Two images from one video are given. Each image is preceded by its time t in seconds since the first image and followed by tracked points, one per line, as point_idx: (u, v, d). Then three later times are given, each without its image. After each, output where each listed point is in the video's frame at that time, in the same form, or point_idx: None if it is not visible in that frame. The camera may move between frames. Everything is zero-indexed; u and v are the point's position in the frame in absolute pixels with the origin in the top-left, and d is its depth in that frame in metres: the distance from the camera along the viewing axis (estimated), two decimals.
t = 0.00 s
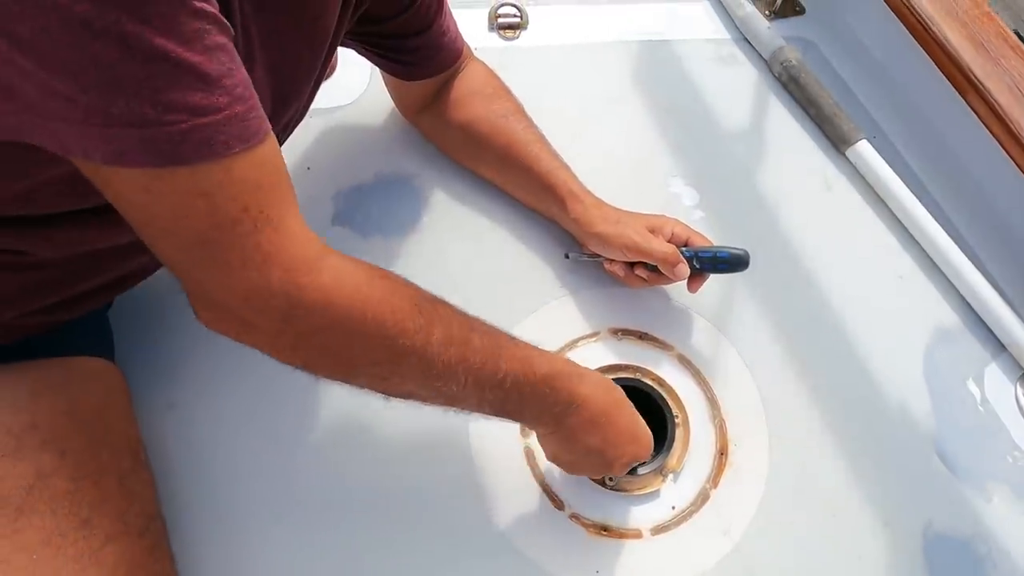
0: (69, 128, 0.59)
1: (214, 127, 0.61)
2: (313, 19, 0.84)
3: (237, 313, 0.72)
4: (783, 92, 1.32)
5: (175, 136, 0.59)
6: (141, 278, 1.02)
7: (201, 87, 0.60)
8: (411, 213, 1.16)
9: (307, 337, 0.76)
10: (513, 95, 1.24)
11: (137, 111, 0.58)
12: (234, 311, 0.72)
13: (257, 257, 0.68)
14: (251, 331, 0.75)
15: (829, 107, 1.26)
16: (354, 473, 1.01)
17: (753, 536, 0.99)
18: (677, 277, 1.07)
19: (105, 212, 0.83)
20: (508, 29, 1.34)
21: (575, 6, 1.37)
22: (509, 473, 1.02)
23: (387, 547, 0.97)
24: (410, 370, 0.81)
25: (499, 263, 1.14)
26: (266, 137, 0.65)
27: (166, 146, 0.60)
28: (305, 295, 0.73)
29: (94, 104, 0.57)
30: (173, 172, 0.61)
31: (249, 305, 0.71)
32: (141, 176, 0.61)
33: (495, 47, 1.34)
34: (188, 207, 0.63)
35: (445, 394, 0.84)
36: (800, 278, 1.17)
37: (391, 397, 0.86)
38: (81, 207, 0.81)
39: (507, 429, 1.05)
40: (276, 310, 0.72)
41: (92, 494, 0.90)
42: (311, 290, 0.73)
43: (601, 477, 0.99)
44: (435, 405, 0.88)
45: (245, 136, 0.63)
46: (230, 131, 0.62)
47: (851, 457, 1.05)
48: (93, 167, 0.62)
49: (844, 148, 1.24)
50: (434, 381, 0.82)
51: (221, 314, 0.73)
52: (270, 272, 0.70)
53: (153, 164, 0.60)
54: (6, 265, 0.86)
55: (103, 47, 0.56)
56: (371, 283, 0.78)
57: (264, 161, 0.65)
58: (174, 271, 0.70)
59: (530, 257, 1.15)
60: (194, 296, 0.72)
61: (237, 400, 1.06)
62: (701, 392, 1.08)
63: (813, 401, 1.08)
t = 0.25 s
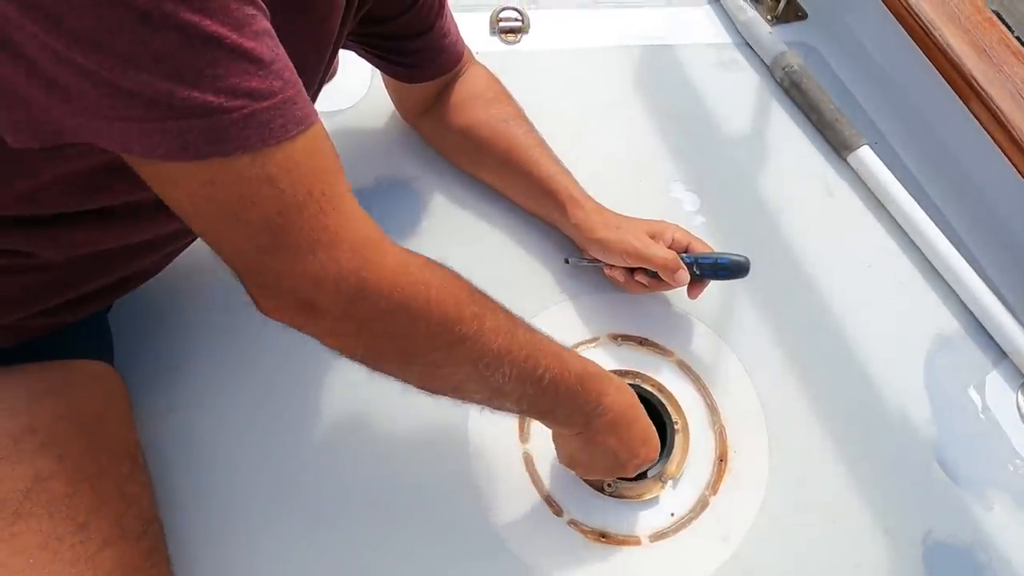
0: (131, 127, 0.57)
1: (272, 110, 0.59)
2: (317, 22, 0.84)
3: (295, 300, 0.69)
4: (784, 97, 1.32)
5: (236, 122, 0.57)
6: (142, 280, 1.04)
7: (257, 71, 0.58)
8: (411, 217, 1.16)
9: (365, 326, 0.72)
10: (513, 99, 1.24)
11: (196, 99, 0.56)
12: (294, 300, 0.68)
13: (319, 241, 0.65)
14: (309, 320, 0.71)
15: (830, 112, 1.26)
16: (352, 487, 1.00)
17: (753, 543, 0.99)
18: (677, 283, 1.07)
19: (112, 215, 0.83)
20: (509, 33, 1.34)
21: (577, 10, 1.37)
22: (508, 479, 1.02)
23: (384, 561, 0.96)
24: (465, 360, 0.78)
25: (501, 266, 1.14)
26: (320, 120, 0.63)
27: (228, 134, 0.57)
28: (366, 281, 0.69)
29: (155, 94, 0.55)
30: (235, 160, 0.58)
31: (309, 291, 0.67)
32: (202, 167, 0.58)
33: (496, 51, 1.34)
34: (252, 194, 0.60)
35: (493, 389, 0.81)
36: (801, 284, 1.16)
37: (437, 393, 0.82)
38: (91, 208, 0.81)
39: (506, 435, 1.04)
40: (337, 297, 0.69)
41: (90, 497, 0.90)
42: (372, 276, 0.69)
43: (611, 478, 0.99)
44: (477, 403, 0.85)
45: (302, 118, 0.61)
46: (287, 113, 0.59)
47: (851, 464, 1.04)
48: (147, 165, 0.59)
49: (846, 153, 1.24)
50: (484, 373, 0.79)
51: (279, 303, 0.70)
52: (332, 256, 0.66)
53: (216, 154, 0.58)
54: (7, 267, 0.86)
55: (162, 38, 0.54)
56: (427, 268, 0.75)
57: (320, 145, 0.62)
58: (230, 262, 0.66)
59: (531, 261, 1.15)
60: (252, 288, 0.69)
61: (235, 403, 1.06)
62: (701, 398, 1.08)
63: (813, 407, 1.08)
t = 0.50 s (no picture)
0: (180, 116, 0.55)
1: (316, 92, 0.57)
2: (322, 20, 0.82)
3: (336, 280, 0.68)
4: (784, 99, 1.31)
5: (285, 107, 0.56)
6: (144, 279, 1.04)
7: (298, 55, 0.56)
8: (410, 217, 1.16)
9: (407, 306, 0.72)
10: (513, 99, 1.24)
11: (245, 85, 0.54)
12: (340, 279, 0.68)
13: (364, 221, 0.64)
14: (352, 300, 0.71)
15: (830, 114, 1.26)
16: (351, 493, 1.00)
17: (752, 546, 0.99)
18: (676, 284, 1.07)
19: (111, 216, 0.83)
20: (509, 34, 1.34)
21: (577, 11, 1.37)
22: (505, 481, 1.02)
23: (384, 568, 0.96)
24: (499, 344, 0.77)
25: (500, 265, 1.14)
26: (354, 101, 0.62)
27: (277, 119, 0.56)
28: (408, 260, 0.68)
29: (206, 83, 0.54)
30: (285, 145, 0.57)
31: (355, 270, 0.67)
32: (253, 154, 0.57)
33: (496, 51, 1.34)
34: (301, 176, 0.59)
35: (521, 377, 0.81)
36: (801, 286, 1.16)
37: (464, 381, 0.82)
38: (101, 211, 0.82)
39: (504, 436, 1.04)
40: (381, 275, 0.68)
41: (88, 498, 0.90)
42: (414, 255, 0.69)
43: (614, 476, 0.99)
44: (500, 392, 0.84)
45: (342, 98, 0.59)
46: (331, 94, 0.58)
47: (850, 467, 1.04)
48: (197, 154, 0.58)
49: (846, 155, 1.24)
50: (513, 359, 0.78)
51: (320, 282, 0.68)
52: (377, 234, 0.66)
53: (266, 140, 0.56)
54: (8, 269, 0.86)
55: (207, 23, 0.53)
56: (463, 249, 0.74)
57: (360, 127, 0.61)
58: (276, 243, 0.65)
59: (530, 262, 1.15)
60: (297, 270, 0.68)
61: (234, 402, 1.06)
62: (699, 400, 1.08)
63: (812, 409, 1.07)
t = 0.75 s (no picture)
0: (199, 116, 0.54)
1: (335, 91, 0.56)
2: (326, 21, 0.81)
3: (354, 281, 0.66)
4: (784, 102, 1.31)
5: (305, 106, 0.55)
6: (145, 280, 1.04)
7: (317, 54, 0.55)
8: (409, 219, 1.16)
9: (424, 308, 0.71)
10: (512, 101, 1.24)
11: (266, 85, 0.53)
12: (358, 280, 0.67)
13: (383, 221, 0.63)
14: (368, 301, 0.69)
15: (830, 117, 1.26)
16: (350, 500, 1.00)
17: (750, 550, 0.98)
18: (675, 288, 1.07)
19: (110, 216, 0.83)
20: (509, 36, 1.34)
21: (577, 13, 1.37)
22: (503, 483, 1.01)
23: None
24: (512, 348, 0.76)
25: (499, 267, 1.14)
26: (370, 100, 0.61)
27: (297, 118, 0.55)
28: (426, 261, 0.68)
29: (227, 83, 0.53)
30: (305, 145, 0.56)
31: (373, 270, 0.66)
32: (273, 154, 0.56)
33: (496, 53, 1.34)
34: (321, 176, 0.58)
35: (531, 382, 0.80)
36: (800, 289, 1.16)
37: (476, 386, 0.81)
38: (101, 213, 0.82)
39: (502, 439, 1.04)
40: (399, 276, 0.67)
41: (86, 499, 0.90)
42: (432, 256, 0.68)
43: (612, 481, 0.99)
44: (510, 400, 0.84)
45: (360, 98, 0.58)
46: (349, 93, 0.57)
47: (848, 470, 1.04)
48: (216, 154, 0.56)
49: (845, 158, 1.23)
50: (526, 364, 0.78)
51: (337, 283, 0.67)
52: (397, 235, 0.65)
53: (286, 140, 0.55)
54: (7, 270, 0.86)
55: (226, 22, 0.51)
56: (479, 250, 0.73)
57: (379, 127, 0.61)
58: (292, 244, 0.64)
59: (529, 264, 1.15)
60: (313, 271, 0.66)
61: (233, 403, 1.06)
62: (697, 403, 1.08)
63: (812, 413, 1.07)
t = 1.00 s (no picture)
0: (204, 114, 0.54)
1: (339, 89, 0.56)
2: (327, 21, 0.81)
3: (354, 279, 0.66)
4: (785, 102, 1.31)
5: (309, 104, 0.55)
6: (147, 278, 1.04)
7: (320, 52, 0.55)
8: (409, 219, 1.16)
9: (424, 306, 0.71)
10: (513, 102, 1.24)
11: (269, 83, 0.53)
12: (359, 278, 0.66)
13: (384, 219, 0.63)
14: (369, 300, 0.69)
15: (831, 117, 1.26)
16: (351, 499, 1.00)
17: (750, 551, 0.98)
18: (675, 289, 1.06)
19: (112, 215, 0.83)
20: (510, 36, 1.34)
21: (579, 13, 1.36)
22: (503, 483, 1.01)
23: None
24: (511, 346, 0.76)
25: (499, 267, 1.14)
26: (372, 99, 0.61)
27: (301, 116, 0.55)
28: (426, 258, 0.67)
29: (231, 81, 0.53)
30: (307, 143, 0.56)
31: (375, 268, 0.66)
32: (276, 152, 0.56)
33: (496, 53, 1.33)
34: (323, 175, 0.58)
35: (529, 381, 0.80)
36: (801, 290, 1.16)
37: (475, 385, 0.81)
38: (104, 212, 0.83)
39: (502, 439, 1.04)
40: (400, 272, 0.67)
41: (87, 498, 0.90)
42: (433, 254, 0.68)
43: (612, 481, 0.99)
44: (508, 398, 0.84)
45: (363, 96, 0.58)
46: (352, 91, 0.57)
47: (849, 471, 1.04)
48: (219, 152, 0.56)
49: (847, 159, 1.23)
50: (525, 361, 0.78)
51: (337, 281, 0.67)
52: (398, 233, 0.64)
53: (290, 138, 0.55)
54: (8, 269, 0.86)
55: (231, 20, 0.51)
56: (478, 248, 0.73)
57: (380, 125, 0.61)
58: (293, 242, 0.64)
59: (529, 264, 1.15)
60: (314, 269, 0.66)
61: (233, 402, 1.06)
62: (697, 404, 1.08)
63: (812, 414, 1.07)
